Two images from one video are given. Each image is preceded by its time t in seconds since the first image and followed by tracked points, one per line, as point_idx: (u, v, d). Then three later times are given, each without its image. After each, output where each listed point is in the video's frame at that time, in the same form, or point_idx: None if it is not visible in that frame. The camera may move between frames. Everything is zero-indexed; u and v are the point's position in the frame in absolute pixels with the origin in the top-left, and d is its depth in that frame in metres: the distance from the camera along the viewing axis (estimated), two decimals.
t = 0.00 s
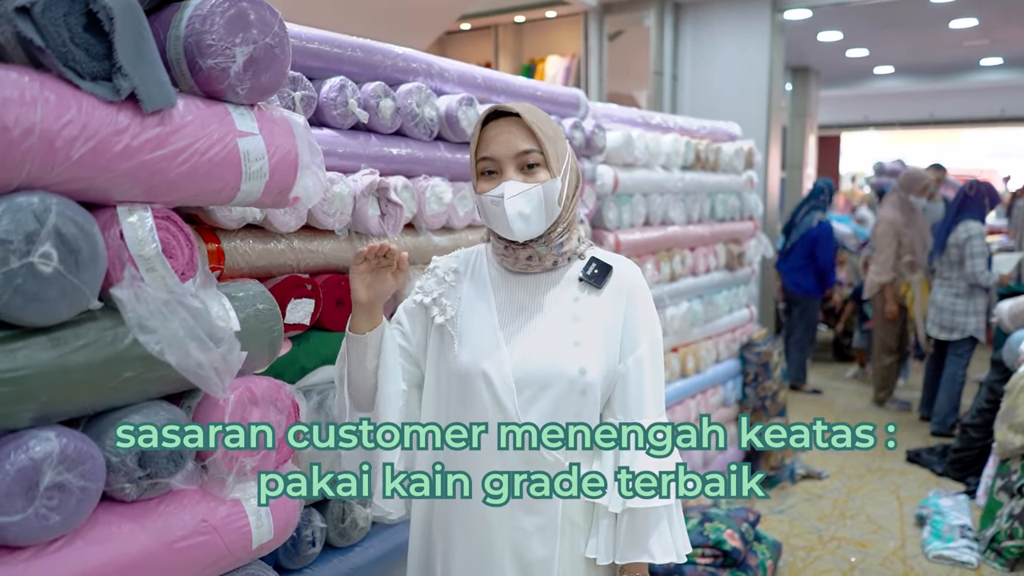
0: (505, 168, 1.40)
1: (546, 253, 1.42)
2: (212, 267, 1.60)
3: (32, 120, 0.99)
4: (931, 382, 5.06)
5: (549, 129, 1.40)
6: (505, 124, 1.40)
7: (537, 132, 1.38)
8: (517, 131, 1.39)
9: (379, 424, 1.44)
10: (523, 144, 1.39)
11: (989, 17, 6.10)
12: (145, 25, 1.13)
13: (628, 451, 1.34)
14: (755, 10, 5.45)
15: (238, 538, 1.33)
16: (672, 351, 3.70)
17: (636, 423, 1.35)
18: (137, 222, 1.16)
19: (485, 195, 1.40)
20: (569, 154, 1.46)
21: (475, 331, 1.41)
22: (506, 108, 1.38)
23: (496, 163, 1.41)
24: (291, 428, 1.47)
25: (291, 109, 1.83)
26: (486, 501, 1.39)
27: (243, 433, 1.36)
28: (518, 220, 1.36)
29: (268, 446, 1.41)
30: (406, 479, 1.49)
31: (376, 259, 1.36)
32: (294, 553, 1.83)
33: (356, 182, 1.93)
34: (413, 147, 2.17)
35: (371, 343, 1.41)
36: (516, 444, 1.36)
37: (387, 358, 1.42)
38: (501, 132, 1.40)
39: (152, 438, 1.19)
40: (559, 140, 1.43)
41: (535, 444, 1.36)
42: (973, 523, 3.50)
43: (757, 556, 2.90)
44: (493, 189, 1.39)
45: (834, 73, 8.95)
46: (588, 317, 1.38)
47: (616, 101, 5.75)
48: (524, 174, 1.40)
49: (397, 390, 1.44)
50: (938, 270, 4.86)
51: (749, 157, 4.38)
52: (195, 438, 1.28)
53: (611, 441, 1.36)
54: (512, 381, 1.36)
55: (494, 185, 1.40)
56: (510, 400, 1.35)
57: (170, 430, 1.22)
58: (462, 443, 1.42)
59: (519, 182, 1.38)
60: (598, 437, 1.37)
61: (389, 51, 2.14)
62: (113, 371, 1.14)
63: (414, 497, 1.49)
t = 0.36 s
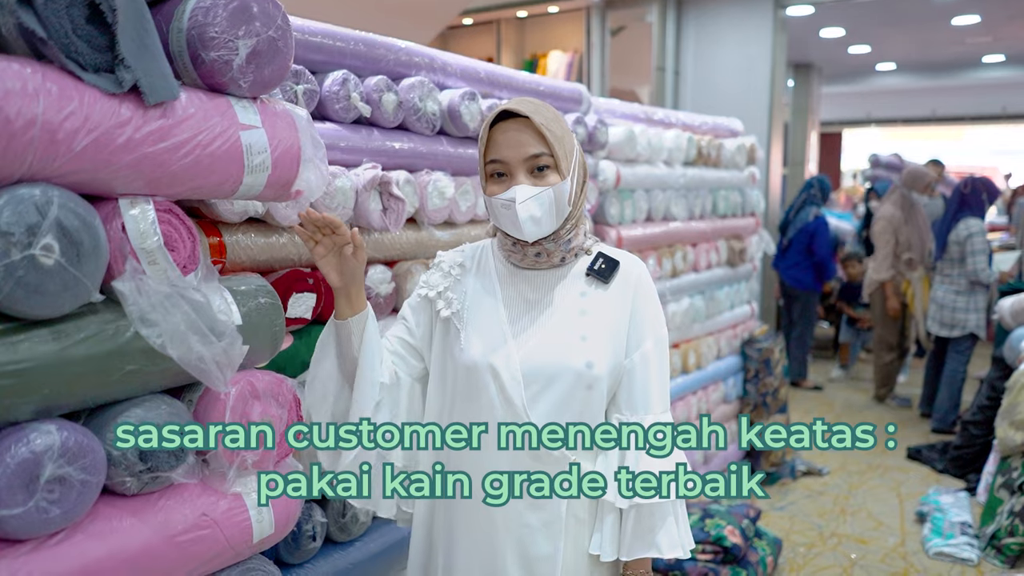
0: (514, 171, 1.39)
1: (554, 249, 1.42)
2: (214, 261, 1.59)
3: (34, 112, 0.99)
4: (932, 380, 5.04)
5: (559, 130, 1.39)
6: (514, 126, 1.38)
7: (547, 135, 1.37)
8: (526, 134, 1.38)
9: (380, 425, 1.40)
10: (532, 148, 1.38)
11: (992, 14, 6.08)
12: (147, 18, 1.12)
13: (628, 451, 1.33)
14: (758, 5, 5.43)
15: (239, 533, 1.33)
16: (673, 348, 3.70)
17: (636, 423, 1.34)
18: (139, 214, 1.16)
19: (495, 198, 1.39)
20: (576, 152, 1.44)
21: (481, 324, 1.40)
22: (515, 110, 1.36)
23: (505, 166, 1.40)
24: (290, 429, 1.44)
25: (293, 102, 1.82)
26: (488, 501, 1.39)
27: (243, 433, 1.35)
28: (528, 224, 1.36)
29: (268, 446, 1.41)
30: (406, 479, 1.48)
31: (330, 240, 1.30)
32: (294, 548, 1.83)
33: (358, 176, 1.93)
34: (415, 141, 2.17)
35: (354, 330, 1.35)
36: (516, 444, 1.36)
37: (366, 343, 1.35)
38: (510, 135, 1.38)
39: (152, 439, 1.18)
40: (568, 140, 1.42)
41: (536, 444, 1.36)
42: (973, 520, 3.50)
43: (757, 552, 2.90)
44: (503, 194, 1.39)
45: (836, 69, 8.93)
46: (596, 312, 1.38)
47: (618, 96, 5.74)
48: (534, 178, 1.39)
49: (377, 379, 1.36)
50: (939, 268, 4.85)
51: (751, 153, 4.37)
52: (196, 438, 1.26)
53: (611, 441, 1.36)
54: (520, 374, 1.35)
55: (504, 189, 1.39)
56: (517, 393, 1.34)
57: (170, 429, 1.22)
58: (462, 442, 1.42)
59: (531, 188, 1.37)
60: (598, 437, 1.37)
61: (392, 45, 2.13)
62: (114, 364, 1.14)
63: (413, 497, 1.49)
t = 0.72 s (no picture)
0: (514, 168, 1.39)
1: (558, 250, 1.42)
2: (215, 262, 1.59)
3: (37, 113, 0.99)
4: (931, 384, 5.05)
5: (560, 129, 1.39)
6: (514, 124, 1.39)
7: (547, 133, 1.37)
8: (526, 131, 1.38)
9: (379, 425, 1.41)
10: (532, 145, 1.38)
11: (992, 18, 6.09)
12: (151, 20, 1.12)
13: (627, 450, 1.34)
14: (759, 9, 5.44)
15: (240, 534, 1.33)
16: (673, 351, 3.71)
17: (636, 423, 1.34)
18: (142, 216, 1.16)
19: (496, 194, 1.40)
20: (579, 152, 1.45)
21: (485, 326, 1.41)
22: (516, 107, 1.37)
23: (505, 163, 1.41)
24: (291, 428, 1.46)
25: (295, 104, 1.83)
26: (491, 502, 1.39)
27: (243, 433, 1.35)
28: (526, 219, 1.36)
29: (268, 445, 1.41)
30: (406, 479, 1.49)
31: (361, 242, 1.33)
32: (294, 549, 1.83)
33: (359, 178, 1.93)
34: (416, 143, 2.17)
35: (367, 335, 1.36)
36: (516, 444, 1.37)
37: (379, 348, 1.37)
38: (511, 132, 1.39)
39: (152, 438, 1.18)
40: (569, 139, 1.42)
41: (536, 444, 1.36)
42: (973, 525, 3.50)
43: (757, 556, 2.90)
44: (502, 189, 1.39)
45: (837, 73, 8.94)
46: (601, 313, 1.38)
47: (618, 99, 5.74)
48: (533, 175, 1.39)
49: (391, 384, 1.39)
50: (938, 272, 4.85)
51: (751, 156, 4.38)
52: (195, 438, 1.26)
53: (611, 441, 1.37)
54: (526, 375, 1.36)
55: (504, 185, 1.40)
56: (523, 393, 1.35)
57: (173, 428, 1.22)
58: (462, 442, 1.43)
59: (528, 184, 1.37)
60: (598, 437, 1.37)
61: (393, 47, 2.13)
62: (116, 365, 1.14)
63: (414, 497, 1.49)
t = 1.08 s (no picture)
0: (519, 175, 1.40)
1: (559, 257, 1.43)
2: (215, 266, 1.59)
3: (39, 117, 0.99)
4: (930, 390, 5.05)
5: (565, 139, 1.40)
6: (519, 132, 1.40)
7: (553, 142, 1.39)
8: (532, 140, 1.40)
9: (379, 425, 1.44)
10: (537, 153, 1.39)
11: (991, 25, 6.11)
12: (152, 25, 1.13)
13: (628, 451, 1.34)
14: (759, 15, 5.45)
15: (238, 537, 1.33)
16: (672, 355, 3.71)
17: (637, 423, 1.34)
18: (142, 219, 1.16)
19: (500, 200, 1.41)
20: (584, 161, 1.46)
21: (489, 331, 1.41)
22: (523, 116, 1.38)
23: (511, 169, 1.42)
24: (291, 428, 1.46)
25: (295, 109, 1.83)
26: (492, 502, 1.39)
27: (243, 434, 1.35)
28: (527, 225, 1.37)
29: (268, 445, 1.41)
30: (406, 478, 1.49)
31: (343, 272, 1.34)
32: (292, 553, 1.83)
33: (359, 183, 1.94)
34: (416, 148, 2.18)
35: (372, 358, 1.39)
36: (516, 444, 1.37)
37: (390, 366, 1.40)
38: (518, 140, 1.40)
39: (152, 438, 1.18)
40: (575, 149, 1.43)
41: (536, 444, 1.36)
42: (972, 530, 3.50)
43: (756, 560, 2.90)
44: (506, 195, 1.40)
45: (836, 79, 8.96)
46: (602, 319, 1.38)
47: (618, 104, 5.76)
48: (537, 182, 1.40)
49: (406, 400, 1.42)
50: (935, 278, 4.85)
51: (750, 161, 4.39)
52: (195, 439, 1.27)
53: (611, 441, 1.37)
54: (526, 380, 1.36)
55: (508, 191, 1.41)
56: (523, 398, 1.35)
57: (172, 429, 1.22)
58: (462, 442, 1.44)
59: (533, 191, 1.38)
60: (598, 437, 1.37)
61: (393, 52, 2.14)
62: (115, 368, 1.14)
63: (412, 497, 1.50)
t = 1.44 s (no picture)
0: (542, 164, 1.43)
1: (557, 252, 1.42)
2: (208, 265, 1.60)
3: (31, 116, 0.99)
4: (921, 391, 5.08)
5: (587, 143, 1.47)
6: (549, 127, 1.44)
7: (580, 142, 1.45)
8: (560, 136, 1.44)
9: (379, 425, 1.47)
10: (563, 149, 1.43)
11: (982, 27, 6.14)
12: (145, 24, 1.13)
13: (628, 451, 1.33)
14: (752, 17, 5.47)
15: (231, 537, 1.32)
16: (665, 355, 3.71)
17: (636, 423, 1.35)
18: (135, 219, 1.16)
19: (518, 185, 1.41)
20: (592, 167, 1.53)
21: (483, 328, 1.41)
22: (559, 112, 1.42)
23: (534, 157, 1.44)
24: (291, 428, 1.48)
25: (289, 109, 1.83)
26: (491, 502, 1.39)
27: (242, 433, 1.36)
28: (547, 213, 1.38)
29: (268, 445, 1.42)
30: (406, 478, 1.51)
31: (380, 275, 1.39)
32: (285, 553, 1.83)
33: (353, 182, 1.94)
34: (410, 148, 2.18)
35: (385, 357, 1.43)
36: (516, 444, 1.37)
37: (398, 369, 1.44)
38: (546, 132, 1.43)
39: (152, 438, 1.19)
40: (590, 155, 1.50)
41: (536, 444, 1.37)
42: (963, 529, 3.51)
43: (748, 560, 2.91)
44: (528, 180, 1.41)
45: (829, 80, 9.00)
46: (593, 315, 1.39)
47: (612, 105, 5.77)
48: (558, 175, 1.44)
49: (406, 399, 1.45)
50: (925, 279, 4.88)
51: (744, 162, 4.41)
52: (195, 439, 1.27)
53: (611, 440, 1.37)
54: (520, 377, 1.36)
55: (529, 178, 1.42)
56: (518, 395, 1.35)
57: (171, 429, 1.23)
58: (462, 442, 1.43)
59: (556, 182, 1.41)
60: (598, 437, 1.37)
61: (387, 52, 2.14)
62: (108, 368, 1.14)
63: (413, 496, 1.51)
